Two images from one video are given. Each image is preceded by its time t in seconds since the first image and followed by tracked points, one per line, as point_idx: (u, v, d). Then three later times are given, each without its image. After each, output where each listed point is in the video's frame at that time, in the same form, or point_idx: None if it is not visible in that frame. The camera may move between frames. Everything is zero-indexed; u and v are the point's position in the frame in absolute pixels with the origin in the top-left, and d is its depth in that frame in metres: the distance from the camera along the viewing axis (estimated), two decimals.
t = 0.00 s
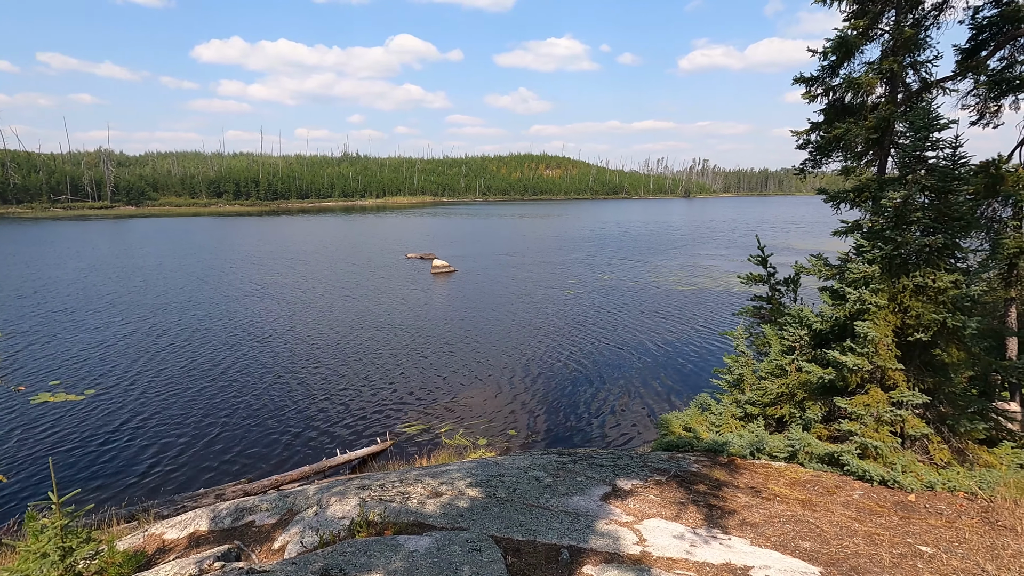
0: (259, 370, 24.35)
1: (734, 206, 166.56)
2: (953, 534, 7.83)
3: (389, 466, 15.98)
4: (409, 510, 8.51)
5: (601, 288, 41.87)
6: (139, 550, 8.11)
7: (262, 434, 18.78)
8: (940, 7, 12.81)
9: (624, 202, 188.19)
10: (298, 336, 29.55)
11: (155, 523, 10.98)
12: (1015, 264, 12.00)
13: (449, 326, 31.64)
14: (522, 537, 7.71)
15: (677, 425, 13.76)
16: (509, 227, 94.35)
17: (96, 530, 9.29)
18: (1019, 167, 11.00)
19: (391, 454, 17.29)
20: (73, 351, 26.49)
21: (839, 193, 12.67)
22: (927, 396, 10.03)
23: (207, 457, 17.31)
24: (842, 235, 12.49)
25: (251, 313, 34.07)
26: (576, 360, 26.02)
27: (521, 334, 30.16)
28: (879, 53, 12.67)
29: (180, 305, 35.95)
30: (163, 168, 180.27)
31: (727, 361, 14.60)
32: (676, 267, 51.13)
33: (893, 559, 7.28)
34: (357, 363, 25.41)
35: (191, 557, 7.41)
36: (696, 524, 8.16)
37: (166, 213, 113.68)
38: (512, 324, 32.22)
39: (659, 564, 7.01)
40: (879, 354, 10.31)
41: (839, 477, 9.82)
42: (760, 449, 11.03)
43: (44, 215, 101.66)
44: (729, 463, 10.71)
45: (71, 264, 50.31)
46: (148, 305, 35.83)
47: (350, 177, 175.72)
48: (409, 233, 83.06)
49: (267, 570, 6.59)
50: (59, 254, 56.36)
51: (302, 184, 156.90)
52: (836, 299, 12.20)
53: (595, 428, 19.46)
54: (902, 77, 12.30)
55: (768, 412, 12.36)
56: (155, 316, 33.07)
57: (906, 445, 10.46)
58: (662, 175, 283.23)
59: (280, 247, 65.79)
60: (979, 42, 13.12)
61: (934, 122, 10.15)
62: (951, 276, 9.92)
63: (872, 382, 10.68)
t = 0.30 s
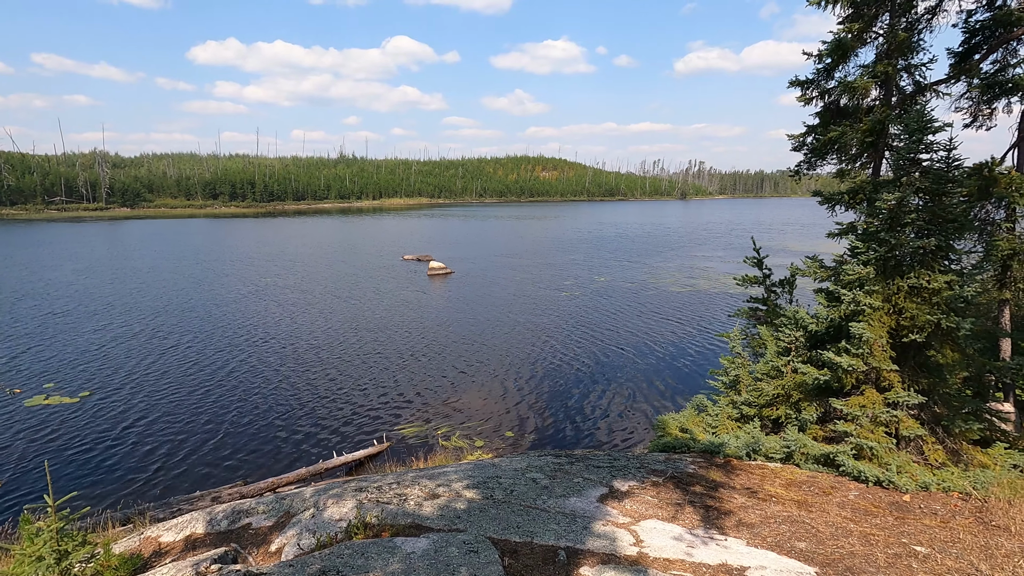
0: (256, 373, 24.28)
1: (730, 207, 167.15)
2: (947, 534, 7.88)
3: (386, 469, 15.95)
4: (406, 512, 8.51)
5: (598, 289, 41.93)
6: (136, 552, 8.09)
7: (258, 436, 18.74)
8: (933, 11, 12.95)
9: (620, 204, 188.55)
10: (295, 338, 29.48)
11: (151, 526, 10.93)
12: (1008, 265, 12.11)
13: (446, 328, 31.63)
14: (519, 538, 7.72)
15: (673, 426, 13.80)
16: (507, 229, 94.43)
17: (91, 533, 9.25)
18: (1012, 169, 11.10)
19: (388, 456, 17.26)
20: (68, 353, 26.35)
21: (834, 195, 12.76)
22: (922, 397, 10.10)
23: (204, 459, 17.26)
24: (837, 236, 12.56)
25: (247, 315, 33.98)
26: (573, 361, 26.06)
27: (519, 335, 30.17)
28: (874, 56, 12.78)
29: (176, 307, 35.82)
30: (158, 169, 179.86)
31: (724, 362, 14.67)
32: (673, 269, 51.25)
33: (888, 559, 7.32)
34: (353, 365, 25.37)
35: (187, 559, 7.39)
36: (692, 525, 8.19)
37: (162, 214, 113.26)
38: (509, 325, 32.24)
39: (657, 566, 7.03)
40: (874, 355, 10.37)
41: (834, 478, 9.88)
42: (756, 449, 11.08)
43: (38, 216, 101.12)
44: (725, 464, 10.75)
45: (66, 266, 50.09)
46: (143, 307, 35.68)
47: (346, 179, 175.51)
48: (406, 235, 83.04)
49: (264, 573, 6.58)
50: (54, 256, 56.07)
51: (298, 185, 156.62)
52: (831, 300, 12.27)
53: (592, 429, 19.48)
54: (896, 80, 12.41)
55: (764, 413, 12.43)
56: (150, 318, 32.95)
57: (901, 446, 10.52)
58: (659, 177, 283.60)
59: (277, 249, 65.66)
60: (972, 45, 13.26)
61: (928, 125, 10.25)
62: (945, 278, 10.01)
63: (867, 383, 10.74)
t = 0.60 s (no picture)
0: (253, 375, 24.20)
1: (727, 209, 167.55)
2: (943, 536, 7.90)
3: (382, 471, 15.92)
4: (402, 515, 8.50)
5: (596, 292, 41.97)
6: (131, 556, 8.06)
7: (255, 439, 18.70)
8: (928, 15, 13.04)
9: (618, 206, 188.85)
10: (292, 340, 29.41)
11: (146, 529, 10.89)
12: (1003, 267, 12.17)
13: (444, 331, 31.60)
14: (516, 541, 7.72)
15: (670, 428, 13.81)
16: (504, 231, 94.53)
17: (87, 536, 9.22)
18: (1007, 172, 11.16)
19: (385, 459, 17.23)
20: (63, 356, 26.22)
21: (830, 198, 12.81)
22: (917, 400, 10.13)
23: (200, 462, 17.20)
24: (832, 239, 12.61)
25: (245, 318, 33.91)
26: (571, 364, 26.07)
27: (516, 338, 30.17)
28: (868, 60, 12.85)
29: (173, 310, 35.74)
30: (155, 171, 179.51)
31: (720, 365, 14.70)
32: (671, 271, 51.30)
33: (883, 561, 7.34)
34: (350, 367, 25.32)
35: (182, 563, 7.36)
36: (689, 527, 8.20)
37: (159, 217, 112.95)
38: (507, 328, 32.20)
39: (653, 568, 7.03)
40: (870, 358, 10.38)
41: (831, 480, 9.90)
42: (753, 451, 11.10)
43: (34, 219, 100.83)
44: (722, 466, 10.76)
45: (62, 269, 49.93)
46: (140, 309, 35.56)
47: (344, 181, 175.44)
48: (404, 238, 82.92)
49: None
50: (50, 259, 55.88)
51: (296, 188, 156.49)
52: (827, 303, 12.31)
53: (589, 432, 19.46)
54: (891, 84, 12.49)
55: (761, 415, 12.47)
56: (148, 321, 32.86)
57: (897, 448, 10.54)
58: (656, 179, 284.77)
59: (275, 251, 65.55)
60: (967, 49, 13.36)
61: (923, 129, 10.31)
62: (940, 280, 10.07)
63: (863, 385, 10.76)
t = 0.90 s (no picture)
0: (252, 378, 24.17)
1: (725, 212, 168.08)
2: (941, 538, 7.92)
3: (381, 474, 15.88)
4: (401, 518, 8.49)
5: (595, 294, 42.06)
6: (128, 560, 8.04)
7: (253, 441, 18.67)
8: (924, 19, 13.15)
9: (616, 209, 189.28)
10: (290, 343, 29.37)
11: (143, 533, 10.85)
12: (1000, 270, 12.23)
13: (443, 333, 31.61)
14: (514, 544, 7.71)
15: (669, 430, 13.82)
16: (503, 234, 94.58)
17: (84, 540, 9.19)
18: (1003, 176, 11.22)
19: (383, 462, 17.20)
20: (60, 359, 26.15)
21: (827, 201, 12.85)
22: (915, 402, 10.16)
23: (199, 465, 17.17)
24: (830, 242, 12.63)
25: (243, 320, 33.87)
26: (569, 366, 26.10)
27: (515, 340, 30.22)
28: (865, 64, 12.92)
29: (171, 312, 35.71)
30: (154, 174, 179.52)
31: (719, 367, 14.72)
32: (669, 273, 51.45)
33: (881, 564, 7.34)
34: (349, 370, 25.30)
35: (180, 567, 7.34)
36: (687, 530, 8.20)
37: (157, 220, 112.83)
38: (506, 330, 32.21)
39: (651, 571, 7.04)
40: (868, 360, 10.40)
41: (829, 483, 9.91)
42: (751, 454, 11.10)
43: (32, 221, 100.65)
44: (720, 469, 10.77)
45: (61, 271, 49.84)
46: (138, 312, 35.52)
47: (342, 184, 175.56)
48: (403, 240, 83.01)
49: None
50: (48, 261, 55.82)
51: (295, 190, 156.55)
52: (825, 305, 12.33)
53: (588, 434, 19.47)
54: (887, 87, 12.55)
55: (759, 418, 12.50)
56: (146, 323, 32.82)
57: (895, 450, 10.56)
58: (654, 182, 285.34)
59: (274, 254, 65.59)
60: (963, 52, 13.45)
61: (919, 132, 10.36)
62: (937, 283, 10.12)
63: (861, 388, 10.79)
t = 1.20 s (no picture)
0: (251, 381, 24.15)
1: (724, 214, 168.46)
2: (940, 540, 7.95)
3: (381, 477, 15.87)
4: (401, 520, 8.50)
5: (593, 296, 42.15)
6: (129, 562, 8.05)
7: (253, 444, 18.65)
8: (922, 22, 13.23)
9: (615, 211, 189.81)
10: (289, 345, 29.36)
11: (142, 535, 10.84)
12: (998, 272, 12.28)
13: (442, 335, 31.65)
14: (515, 546, 7.73)
15: (668, 433, 13.83)
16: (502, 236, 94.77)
17: (84, 543, 9.19)
18: (1001, 178, 11.27)
19: (383, 464, 17.19)
20: (59, 361, 26.10)
21: (826, 203, 12.89)
22: (913, 404, 10.20)
23: (199, 467, 17.16)
24: (829, 244, 12.65)
25: (242, 323, 33.86)
26: (569, 368, 26.13)
27: (515, 342, 30.27)
28: (862, 67, 13.00)
29: (170, 315, 35.72)
30: (153, 176, 179.73)
31: (718, 369, 14.75)
32: (668, 276, 51.61)
33: (881, 565, 7.37)
34: (348, 372, 25.30)
35: (180, 569, 7.35)
36: (687, 532, 8.22)
37: (156, 222, 112.95)
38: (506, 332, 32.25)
39: (651, 572, 7.07)
40: (866, 362, 10.43)
41: (829, 484, 9.93)
42: (751, 456, 11.11)
43: (32, 224, 100.75)
44: (720, 471, 10.79)
45: (59, 274, 49.80)
46: (137, 315, 35.49)
47: (342, 186, 175.74)
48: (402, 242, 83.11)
49: None
50: (48, 264, 55.86)
51: (294, 193, 156.77)
52: (824, 308, 12.36)
53: (587, 436, 19.49)
54: (885, 90, 12.62)
55: (759, 420, 12.51)
56: (145, 326, 32.81)
57: (894, 453, 10.58)
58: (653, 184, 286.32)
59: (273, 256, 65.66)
60: (961, 56, 13.55)
61: (917, 135, 10.40)
62: (935, 285, 10.17)
63: (860, 390, 10.82)
